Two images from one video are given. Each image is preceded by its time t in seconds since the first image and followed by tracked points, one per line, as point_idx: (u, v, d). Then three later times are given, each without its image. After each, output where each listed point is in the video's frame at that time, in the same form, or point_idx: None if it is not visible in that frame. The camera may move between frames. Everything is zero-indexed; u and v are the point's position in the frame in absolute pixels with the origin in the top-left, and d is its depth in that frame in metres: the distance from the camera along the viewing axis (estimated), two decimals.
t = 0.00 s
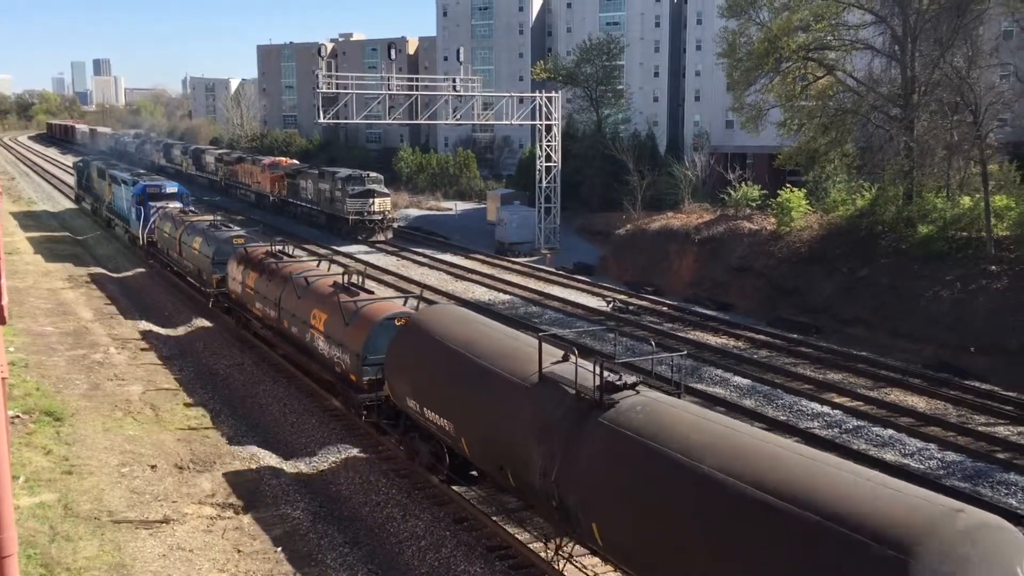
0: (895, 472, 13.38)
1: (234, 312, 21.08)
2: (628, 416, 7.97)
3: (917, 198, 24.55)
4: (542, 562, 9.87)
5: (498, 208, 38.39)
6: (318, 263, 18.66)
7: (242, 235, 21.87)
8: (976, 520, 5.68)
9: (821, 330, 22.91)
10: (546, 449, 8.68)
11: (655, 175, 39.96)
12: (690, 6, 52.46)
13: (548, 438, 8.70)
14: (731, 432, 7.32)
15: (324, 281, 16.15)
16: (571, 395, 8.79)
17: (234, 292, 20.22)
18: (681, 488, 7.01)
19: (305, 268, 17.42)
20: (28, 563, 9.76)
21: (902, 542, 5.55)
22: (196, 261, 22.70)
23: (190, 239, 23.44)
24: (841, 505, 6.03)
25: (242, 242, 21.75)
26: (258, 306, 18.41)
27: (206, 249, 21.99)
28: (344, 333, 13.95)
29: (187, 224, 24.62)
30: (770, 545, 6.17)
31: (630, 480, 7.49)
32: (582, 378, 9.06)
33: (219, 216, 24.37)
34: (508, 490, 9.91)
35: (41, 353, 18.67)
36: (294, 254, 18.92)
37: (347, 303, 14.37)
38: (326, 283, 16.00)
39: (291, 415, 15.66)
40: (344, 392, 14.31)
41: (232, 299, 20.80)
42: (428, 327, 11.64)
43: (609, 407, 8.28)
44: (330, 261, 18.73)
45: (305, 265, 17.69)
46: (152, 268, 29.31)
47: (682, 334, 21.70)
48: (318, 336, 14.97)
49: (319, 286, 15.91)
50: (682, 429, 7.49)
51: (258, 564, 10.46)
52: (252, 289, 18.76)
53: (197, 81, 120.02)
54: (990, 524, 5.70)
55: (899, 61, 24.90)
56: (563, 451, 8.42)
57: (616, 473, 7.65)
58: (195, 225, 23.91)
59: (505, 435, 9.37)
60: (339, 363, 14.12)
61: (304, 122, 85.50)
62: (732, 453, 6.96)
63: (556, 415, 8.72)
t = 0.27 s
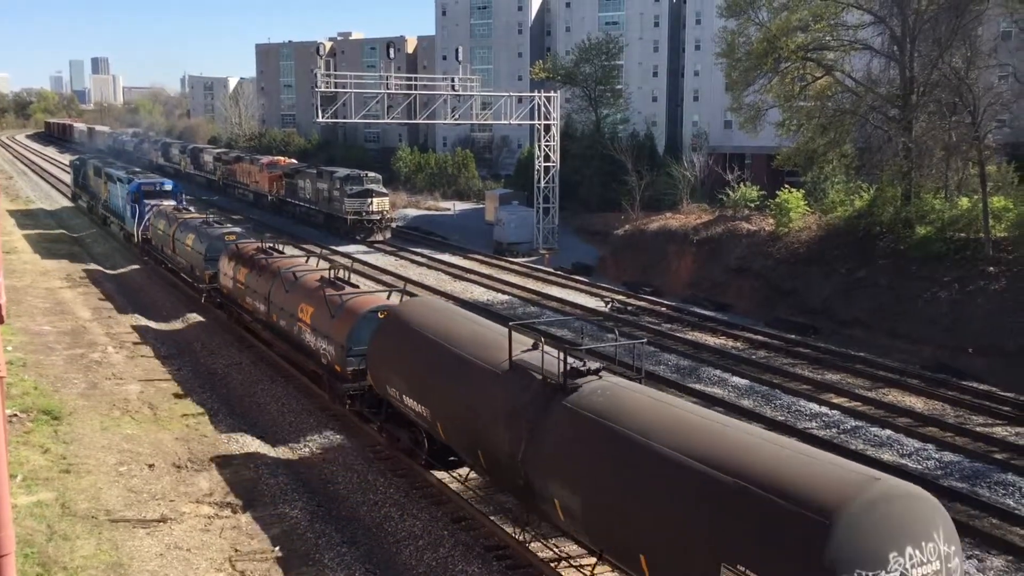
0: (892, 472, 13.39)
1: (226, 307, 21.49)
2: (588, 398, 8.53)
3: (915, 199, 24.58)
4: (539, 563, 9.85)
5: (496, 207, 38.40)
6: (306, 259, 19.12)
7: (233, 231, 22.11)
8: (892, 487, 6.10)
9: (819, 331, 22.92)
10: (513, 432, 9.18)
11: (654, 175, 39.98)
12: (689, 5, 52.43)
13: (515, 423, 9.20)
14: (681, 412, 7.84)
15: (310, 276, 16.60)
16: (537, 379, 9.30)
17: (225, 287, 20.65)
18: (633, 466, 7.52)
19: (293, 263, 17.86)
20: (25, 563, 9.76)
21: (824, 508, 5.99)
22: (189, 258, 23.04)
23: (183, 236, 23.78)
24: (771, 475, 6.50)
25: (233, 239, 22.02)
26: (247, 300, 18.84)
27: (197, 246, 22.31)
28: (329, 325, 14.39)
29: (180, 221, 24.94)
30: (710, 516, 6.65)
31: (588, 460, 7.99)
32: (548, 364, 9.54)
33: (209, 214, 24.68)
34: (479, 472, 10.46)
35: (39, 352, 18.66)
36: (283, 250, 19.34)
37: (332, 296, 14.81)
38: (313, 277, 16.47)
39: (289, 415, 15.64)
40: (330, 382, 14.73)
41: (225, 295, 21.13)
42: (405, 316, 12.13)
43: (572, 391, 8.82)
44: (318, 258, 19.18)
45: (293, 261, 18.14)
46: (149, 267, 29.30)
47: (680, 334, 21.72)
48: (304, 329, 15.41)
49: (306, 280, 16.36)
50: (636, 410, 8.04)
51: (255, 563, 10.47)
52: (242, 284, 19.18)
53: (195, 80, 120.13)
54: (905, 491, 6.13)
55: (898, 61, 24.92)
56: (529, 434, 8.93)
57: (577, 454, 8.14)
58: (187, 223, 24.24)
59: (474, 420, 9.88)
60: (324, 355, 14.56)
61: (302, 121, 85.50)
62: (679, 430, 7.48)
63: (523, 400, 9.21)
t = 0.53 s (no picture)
0: (889, 471, 13.40)
1: (217, 302, 21.98)
2: (554, 382, 9.04)
3: (914, 199, 24.61)
4: (538, 563, 9.83)
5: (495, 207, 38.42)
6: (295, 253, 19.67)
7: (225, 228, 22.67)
8: (823, 462, 6.55)
9: (817, 331, 22.93)
10: (484, 417, 9.67)
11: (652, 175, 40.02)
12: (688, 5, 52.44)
13: (487, 407, 9.71)
14: (639, 394, 8.34)
15: (298, 269, 17.17)
16: (507, 366, 9.81)
17: (216, 282, 21.16)
18: (591, 443, 8.03)
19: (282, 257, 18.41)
20: (23, 561, 9.75)
21: (758, 479, 6.47)
22: (182, 254, 23.53)
23: (176, 233, 24.28)
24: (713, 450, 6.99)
25: (226, 235, 22.56)
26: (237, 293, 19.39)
27: (190, 243, 22.82)
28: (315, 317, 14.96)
29: (173, 218, 25.43)
30: (658, 488, 7.16)
31: (551, 439, 8.50)
32: (517, 352, 10.12)
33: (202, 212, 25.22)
34: (454, 455, 10.99)
35: (37, 351, 18.64)
36: (273, 245, 19.87)
37: (319, 289, 15.37)
38: (301, 270, 17.03)
39: (287, 415, 15.60)
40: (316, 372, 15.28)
41: (216, 289, 21.56)
42: (385, 305, 12.63)
43: (540, 374, 9.36)
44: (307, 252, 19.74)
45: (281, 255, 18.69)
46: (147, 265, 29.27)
47: (679, 334, 21.72)
48: (292, 321, 15.98)
49: (294, 273, 16.92)
50: (597, 392, 8.55)
51: (254, 563, 10.46)
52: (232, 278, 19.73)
53: (194, 79, 120.25)
54: (836, 467, 6.57)
55: (896, 62, 25.01)
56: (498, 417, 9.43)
57: (541, 434, 8.64)
58: (180, 220, 24.72)
59: (448, 404, 10.40)
60: (311, 345, 15.11)
61: (301, 120, 85.51)
62: (635, 410, 7.98)
63: (494, 385, 9.71)
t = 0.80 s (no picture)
0: (888, 471, 13.42)
1: (211, 298, 22.50)
2: (525, 370, 9.66)
3: (913, 199, 24.62)
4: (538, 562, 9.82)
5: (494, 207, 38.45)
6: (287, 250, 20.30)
7: (221, 225, 23.27)
8: (763, 439, 7.18)
9: (817, 331, 22.95)
10: (461, 403, 10.27)
11: (652, 175, 40.03)
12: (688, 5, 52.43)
13: (463, 393, 10.29)
14: (603, 380, 8.95)
15: (290, 265, 17.80)
16: (482, 354, 10.44)
17: (210, 278, 21.74)
18: (558, 425, 8.59)
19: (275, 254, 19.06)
20: (23, 560, 9.75)
21: (703, 455, 7.06)
22: (178, 250, 24.11)
23: (173, 230, 24.88)
24: (666, 429, 7.59)
25: (219, 231, 23.19)
26: (230, 288, 20.00)
27: (187, 239, 23.41)
28: (305, 310, 15.58)
29: (170, 216, 26.00)
30: (616, 465, 7.74)
31: (521, 422, 9.08)
32: (491, 341, 10.74)
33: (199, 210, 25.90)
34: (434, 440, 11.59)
35: (36, 350, 18.63)
36: (266, 242, 20.45)
37: (309, 284, 16.02)
38: (292, 267, 17.66)
39: (287, 415, 15.59)
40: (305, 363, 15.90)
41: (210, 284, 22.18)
42: (370, 298, 13.18)
43: (513, 362, 9.98)
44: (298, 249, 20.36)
45: (274, 252, 19.33)
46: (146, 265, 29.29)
47: (678, 334, 21.72)
48: (283, 314, 16.62)
49: (285, 269, 17.55)
50: (564, 378, 9.16)
51: (253, 563, 10.46)
52: (226, 273, 20.33)
53: (193, 79, 120.36)
54: (776, 444, 7.18)
55: (896, 62, 25.02)
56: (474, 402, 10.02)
57: (512, 418, 9.23)
58: (177, 217, 25.33)
59: (427, 391, 10.98)
60: (300, 338, 15.75)
61: (301, 119, 85.53)
62: (597, 394, 8.59)
63: (471, 373, 10.30)
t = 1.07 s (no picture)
0: (887, 471, 13.42)
1: (206, 294, 22.92)
2: (499, 357, 9.99)
3: (913, 198, 24.61)
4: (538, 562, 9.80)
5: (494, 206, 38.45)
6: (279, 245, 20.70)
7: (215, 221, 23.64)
8: (711, 416, 7.50)
9: (816, 330, 22.95)
10: (436, 389, 10.64)
11: (652, 174, 40.03)
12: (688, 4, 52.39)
13: (438, 380, 10.65)
14: (570, 364, 9.27)
15: (280, 259, 18.21)
16: (457, 342, 10.79)
17: (204, 274, 22.17)
18: (524, 407, 8.96)
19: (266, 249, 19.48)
20: (23, 560, 9.76)
21: (656, 433, 7.41)
22: (174, 247, 24.54)
23: (169, 227, 25.29)
24: (622, 409, 7.94)
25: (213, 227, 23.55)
26: (224, 283, 20.44)
27: (182, 236, 23.85)
28: (294, 303, 15.99)
29: (166, 213, 26.36)
30: (576, 443, 8.11)
31: (491, 406, 9.45)
32: (467, 330, 11.10)
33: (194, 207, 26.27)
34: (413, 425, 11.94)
35: (36, 350, 18.63)
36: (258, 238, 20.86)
37: (298, 278, 16.41)
38: (282, 260, 18.06)
39: (287, 415, 15.56)
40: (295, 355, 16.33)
41: (205, 280, 22.55)
42: (353, 291, 13.54)
43: (486, 349, 10.33)
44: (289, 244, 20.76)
45: (265, 246, 19.72)
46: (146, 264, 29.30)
47: (678, 334, 21.71)
48: (273, 308, 17.04)
49: (275, 263, 17.95)
50: (532, 364, 9.50)
51: (253, 562, 10.46)
52: (219, 269, 20.77)
53: (193, 78, 120.44)
54: (724, 421, 7.51)
55: (896, 61, 25.02)
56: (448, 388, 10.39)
57: (483, 402, 9.59)
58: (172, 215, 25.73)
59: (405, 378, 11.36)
60: (290, 330, 16.16)
61: (301, 119, 85.53)
62: (562, 377, 8.95)
63: (446, 361, 10.65)
